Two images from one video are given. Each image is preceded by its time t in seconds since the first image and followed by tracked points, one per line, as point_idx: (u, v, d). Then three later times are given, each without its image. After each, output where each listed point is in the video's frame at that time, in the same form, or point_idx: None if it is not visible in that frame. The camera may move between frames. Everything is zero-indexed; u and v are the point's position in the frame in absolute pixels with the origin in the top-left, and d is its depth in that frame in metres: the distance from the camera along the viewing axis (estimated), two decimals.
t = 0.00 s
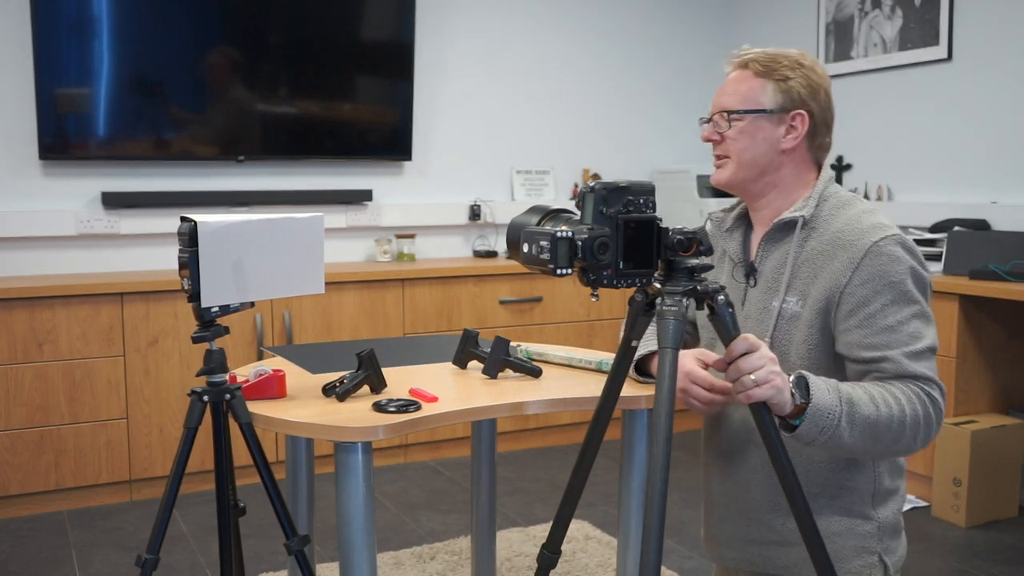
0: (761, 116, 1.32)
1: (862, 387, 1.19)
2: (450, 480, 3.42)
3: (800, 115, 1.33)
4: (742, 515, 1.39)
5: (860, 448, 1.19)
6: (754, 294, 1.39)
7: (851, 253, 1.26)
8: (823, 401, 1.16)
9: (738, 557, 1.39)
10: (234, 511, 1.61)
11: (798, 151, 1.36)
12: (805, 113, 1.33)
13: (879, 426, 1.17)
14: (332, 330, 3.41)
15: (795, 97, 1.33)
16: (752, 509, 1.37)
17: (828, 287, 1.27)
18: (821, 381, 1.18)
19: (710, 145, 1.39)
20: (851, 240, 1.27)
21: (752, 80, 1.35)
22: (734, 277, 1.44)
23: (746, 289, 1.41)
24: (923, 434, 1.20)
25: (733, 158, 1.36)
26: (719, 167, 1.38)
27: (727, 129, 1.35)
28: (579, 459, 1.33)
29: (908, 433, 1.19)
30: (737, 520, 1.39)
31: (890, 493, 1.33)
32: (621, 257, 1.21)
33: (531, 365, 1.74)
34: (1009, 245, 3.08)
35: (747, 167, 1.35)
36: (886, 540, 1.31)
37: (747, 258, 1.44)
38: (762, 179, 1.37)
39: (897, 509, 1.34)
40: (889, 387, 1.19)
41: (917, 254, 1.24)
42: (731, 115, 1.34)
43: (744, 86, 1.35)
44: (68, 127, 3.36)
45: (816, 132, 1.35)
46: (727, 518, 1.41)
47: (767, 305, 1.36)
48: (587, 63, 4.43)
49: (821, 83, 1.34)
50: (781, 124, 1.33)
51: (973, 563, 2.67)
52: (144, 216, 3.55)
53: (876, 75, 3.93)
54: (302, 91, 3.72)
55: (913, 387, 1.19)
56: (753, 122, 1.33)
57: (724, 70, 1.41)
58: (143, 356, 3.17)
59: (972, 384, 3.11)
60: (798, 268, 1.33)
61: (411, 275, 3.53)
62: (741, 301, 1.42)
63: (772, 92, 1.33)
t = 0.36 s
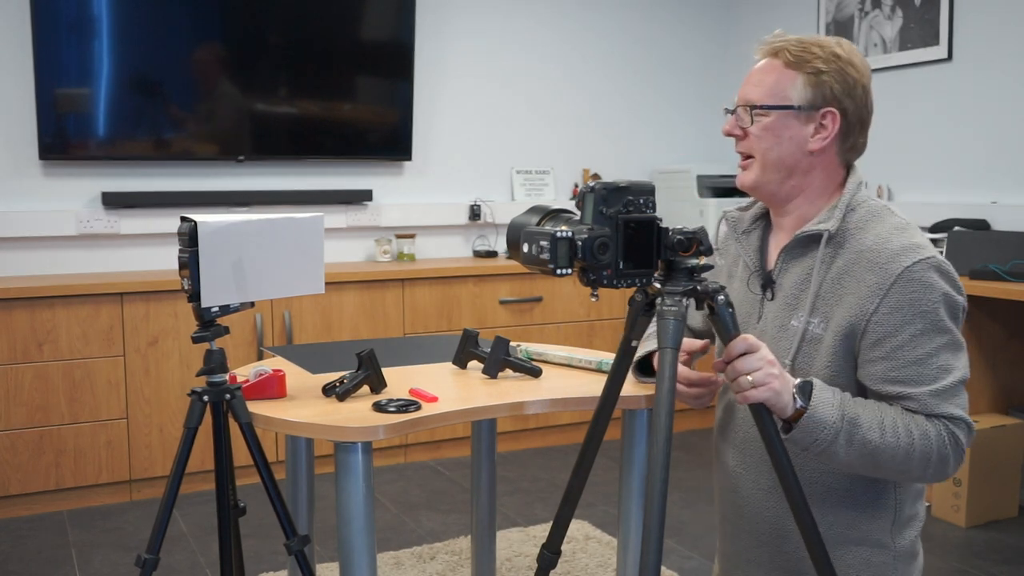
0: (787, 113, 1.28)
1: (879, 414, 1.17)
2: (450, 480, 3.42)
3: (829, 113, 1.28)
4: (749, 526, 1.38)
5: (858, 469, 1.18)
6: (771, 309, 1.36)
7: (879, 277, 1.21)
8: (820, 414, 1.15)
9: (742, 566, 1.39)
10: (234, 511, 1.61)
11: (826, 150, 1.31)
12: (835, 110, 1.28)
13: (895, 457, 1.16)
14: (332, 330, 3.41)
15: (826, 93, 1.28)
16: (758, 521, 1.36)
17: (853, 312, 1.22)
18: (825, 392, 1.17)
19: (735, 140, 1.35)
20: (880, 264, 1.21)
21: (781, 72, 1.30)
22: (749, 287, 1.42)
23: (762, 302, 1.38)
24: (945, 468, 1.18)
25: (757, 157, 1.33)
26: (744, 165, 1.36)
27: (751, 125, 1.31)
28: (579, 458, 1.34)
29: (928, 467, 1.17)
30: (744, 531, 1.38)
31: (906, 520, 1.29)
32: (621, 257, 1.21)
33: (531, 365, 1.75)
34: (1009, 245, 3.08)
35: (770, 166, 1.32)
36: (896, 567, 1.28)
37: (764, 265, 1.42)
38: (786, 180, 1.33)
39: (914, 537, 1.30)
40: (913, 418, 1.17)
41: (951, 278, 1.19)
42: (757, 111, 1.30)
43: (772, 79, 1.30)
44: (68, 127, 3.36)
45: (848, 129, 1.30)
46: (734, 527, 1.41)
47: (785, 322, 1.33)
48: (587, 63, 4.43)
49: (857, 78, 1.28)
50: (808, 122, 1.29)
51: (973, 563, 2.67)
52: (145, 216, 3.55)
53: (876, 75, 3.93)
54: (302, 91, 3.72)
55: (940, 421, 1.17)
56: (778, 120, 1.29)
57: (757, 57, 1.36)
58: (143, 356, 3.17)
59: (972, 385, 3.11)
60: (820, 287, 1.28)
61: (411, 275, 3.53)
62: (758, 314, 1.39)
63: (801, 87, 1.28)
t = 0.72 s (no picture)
0: (793, 105, 1.28)
1: (880, 409, 1.17)
2: (450, 480, 3.43)
3: (836, 106, 1.28)
4: (737, 519, 1.38)
5: (857, 463, 1.18)
6: (771, 297, 1.36)
7: (885, 269, 1.20)
8: (820, 410, 1.15)
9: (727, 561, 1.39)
10: (234, 511, 1.61)
11: (832, 144, 1.31)
12: (842, 104, 1.28)
13: (897, 450, 1.16)
14: (332, 330, 3.41)
15: (833, 86, 1.28)
16: (747, 514, 1.36)
17: (855, 304, 1.22)
18: (825, 390, 1.17)
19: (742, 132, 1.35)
20: (885, 256, 1.21)
21: (790, 65, 1.30)
22: (751, 275, 1.41)
23: (763, 290, 1.38)
24: (945, 462, 1.19)
25: (762, 148, 1.32)
26: (749, 156, 1.35)
27: (757, 117, 1.31)
28: (579, 458, 1.34)
29: (929, 462, 1.17)
30: (729, 524, 1.39)
31: (894, 520, 1.29)
32: (621, 257, 1.21)
33: (531, 365, 1.75)
34: (1009, 245, 3.08)
35: (775, 158, 1.31)
36: (881, 567, 1.28)
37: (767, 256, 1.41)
38: (791, 173, 1.32)
39: (900, 539, 1.30)
40: (915, 411, 1.17)
41: (954, 273, 1.20)
42: (763, 102, 1.30)
43: (781, 71, 1.30)
44: (68, 127, 3.36)
45: (854, 124, 1.30)
46: (718, 520, 1.41)
47: (786, 311, 1.32)
48: (587, 63, 4.43)
49: (866, 73, 1.28)
50: (815, 115, 1.28)
51: (973, 563, 2.67)
52: (145, 216, 3.55)
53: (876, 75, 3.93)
54: (302, 91, 3.72)
55: (945, 415, 1.17)
56: (784, 112, 1.29)
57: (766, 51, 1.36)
58: (143, 356, 3.17)
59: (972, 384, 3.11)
60: (822, 277, 1.28)
61: (411, 275, 3.53)
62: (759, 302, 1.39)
63: (808, 79, 1.28)
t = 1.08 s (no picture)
0: (754, 104, 1.30)
1: (872, 392, 1.19)
2: (450, 480, 3.43)
3: (794, 104, 1.31)
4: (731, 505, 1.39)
5: (857, 448, 1.18)
6: (748, 287, 1.35)
7: (863, 249, 1.23)
8: (824, 401, 1.15)
9: (721, 552, 1.40)
10: (235, 511, 1.61)
11: (791, 141, 1.33)
12: (800, 102, 1.31)
13: (889, 426, 1.18)
14: (332, 330, 3.41)
15: (790, 86, 1.31)
16: (740, 504, 1.38)
17: (835, 286, 1.25)
18: (824, 382, 1.17)
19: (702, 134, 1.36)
20: (863, 237, 1.24)
21: (747, 67, 1.32)
22: (726, 268, 1.40)
23: (739, 282, 1.37)
24: (932, 438, 1.22)
25: (725, 149, 1.34)
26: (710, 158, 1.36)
27: (720, 117, 1.33)
28: (579, 459, 1.34)
29: (922, 435, 1.20)
30: (717, 514, 1.41)
31: (876, 498, 1.31)
32: (621, 256, 1.21)
33: (531, 365, 1.75)
34: (1009, 245, 3.08)
35: (739, 157, 1.33)
36: (870, 546, 1.30)
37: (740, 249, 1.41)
38: (753, 171, 1.34)
39: (883, 517, 1.32)
40: (901, 389, 1.19)
41: (922, 252, 1.24)
42: (725, 103, 1.32)
43: (739, 73, 1.32)
44: (68, 127, 3.36)
45: (811, 122, 1.33)
46: (706, 511, 1.43)
47: (766, 300, 1.33)
48: (587, 63, 4.43)
49: (819, 72, 1.32)
50: (775, 113, 1.31)
51: (973, 563, 2.67)
52: (145, 216, 3.55)
53: (876, 76, 3.93)
54: (302, 91, 3.72)
55: (928, 389, 1.19)
56: (745, 112, 1.31)
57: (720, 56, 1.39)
58: (143, 356, 3.17)
59: (971, 384, 3.11)
60: (803, 263, 1.29)
61: (411, 275, 3.53)
62: (734, 293, 1.38)
63: (766, 80, 1.31)
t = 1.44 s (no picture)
0: (763, 108, 1.28)
1: (884, 399, 1.18)
2: (450, 480, 3.42)
3: (805, 104, 1.28)
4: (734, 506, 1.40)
5: (865, 454, 1.17)
6: (769, 292, 1.34)
7: (887, 252, 1.22)
8: (830, 403, 1.15)
9: (730, 551, 1.40)
10: (235, 511, 1.61)
11: (805, 142, 1.31)
12: (811, 101, 1.28)
13: (904, 435, 1.16)
14: (332, 331, 3.41)
15: (800, 86, 1.28)
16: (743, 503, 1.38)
17: (858, 290, 1.23)
18: (833, 385, 1.17)
19: (715, 140, 1.35)
20: (887, 241, 1.23)
21: (754, 69, 1.30)
22: (746, 272, 1.39)
23: (758, 286, 1.36)
24: (949, 449, 1.20)
25: (738, 155, 1.32)
26: (724, 165, 1.35)
27: (730, 124, 1.31)
28: (579, 458, 1.33)
29: (937, 446, 1.18)
30: (727, 521, 1.40)
31: (893, 508, 1.31)
32: (621, 256, 1.21)
33: (531, 365, 1.74)
34: (1009, 245, 3.08)
35: (751, 163, 1.31)
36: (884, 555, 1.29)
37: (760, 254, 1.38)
38: (769, 176, 1.32)
39: (898, 525, 1.32)
40: (920, 396, 1.18)
41: (949, 257, 1.22)
42: (733, 108, 1.30)
43: (747, 76, 1.30)
44: (68, 127, 3.36)
45: (825, 120, 1.30)
46: (715, 517, 1.42)
47: (786, 304, 1.32)
48: (588, 63, 4.43)
49: (829, 69, 1.29)
50: (785, 115, 1.29)
51: (973, 563, 2.67)
52: (145, 217, 3.55)
53: (876, 76, 3.93)
54: (302, 91, 3.72)
55: (949, 400, 1.18)
56: (755, 116, 1.29)
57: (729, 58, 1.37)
58: (143, 356, 3.16)
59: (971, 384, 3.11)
60: (825, 266, 1.28)
61: (411, 275, 3.52)
62: (754, 298, 1.37)
63: (775, 81, 1.29)
